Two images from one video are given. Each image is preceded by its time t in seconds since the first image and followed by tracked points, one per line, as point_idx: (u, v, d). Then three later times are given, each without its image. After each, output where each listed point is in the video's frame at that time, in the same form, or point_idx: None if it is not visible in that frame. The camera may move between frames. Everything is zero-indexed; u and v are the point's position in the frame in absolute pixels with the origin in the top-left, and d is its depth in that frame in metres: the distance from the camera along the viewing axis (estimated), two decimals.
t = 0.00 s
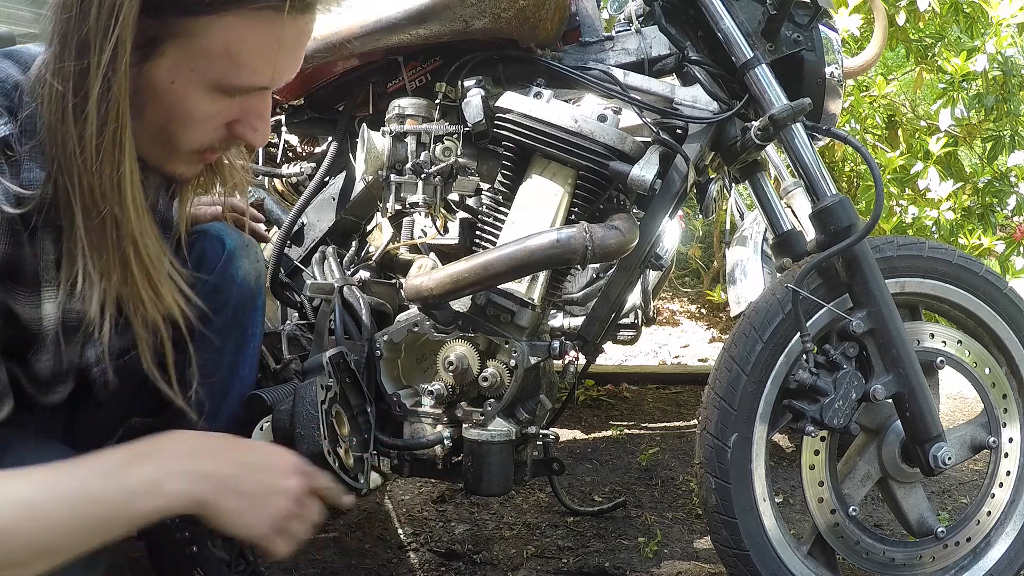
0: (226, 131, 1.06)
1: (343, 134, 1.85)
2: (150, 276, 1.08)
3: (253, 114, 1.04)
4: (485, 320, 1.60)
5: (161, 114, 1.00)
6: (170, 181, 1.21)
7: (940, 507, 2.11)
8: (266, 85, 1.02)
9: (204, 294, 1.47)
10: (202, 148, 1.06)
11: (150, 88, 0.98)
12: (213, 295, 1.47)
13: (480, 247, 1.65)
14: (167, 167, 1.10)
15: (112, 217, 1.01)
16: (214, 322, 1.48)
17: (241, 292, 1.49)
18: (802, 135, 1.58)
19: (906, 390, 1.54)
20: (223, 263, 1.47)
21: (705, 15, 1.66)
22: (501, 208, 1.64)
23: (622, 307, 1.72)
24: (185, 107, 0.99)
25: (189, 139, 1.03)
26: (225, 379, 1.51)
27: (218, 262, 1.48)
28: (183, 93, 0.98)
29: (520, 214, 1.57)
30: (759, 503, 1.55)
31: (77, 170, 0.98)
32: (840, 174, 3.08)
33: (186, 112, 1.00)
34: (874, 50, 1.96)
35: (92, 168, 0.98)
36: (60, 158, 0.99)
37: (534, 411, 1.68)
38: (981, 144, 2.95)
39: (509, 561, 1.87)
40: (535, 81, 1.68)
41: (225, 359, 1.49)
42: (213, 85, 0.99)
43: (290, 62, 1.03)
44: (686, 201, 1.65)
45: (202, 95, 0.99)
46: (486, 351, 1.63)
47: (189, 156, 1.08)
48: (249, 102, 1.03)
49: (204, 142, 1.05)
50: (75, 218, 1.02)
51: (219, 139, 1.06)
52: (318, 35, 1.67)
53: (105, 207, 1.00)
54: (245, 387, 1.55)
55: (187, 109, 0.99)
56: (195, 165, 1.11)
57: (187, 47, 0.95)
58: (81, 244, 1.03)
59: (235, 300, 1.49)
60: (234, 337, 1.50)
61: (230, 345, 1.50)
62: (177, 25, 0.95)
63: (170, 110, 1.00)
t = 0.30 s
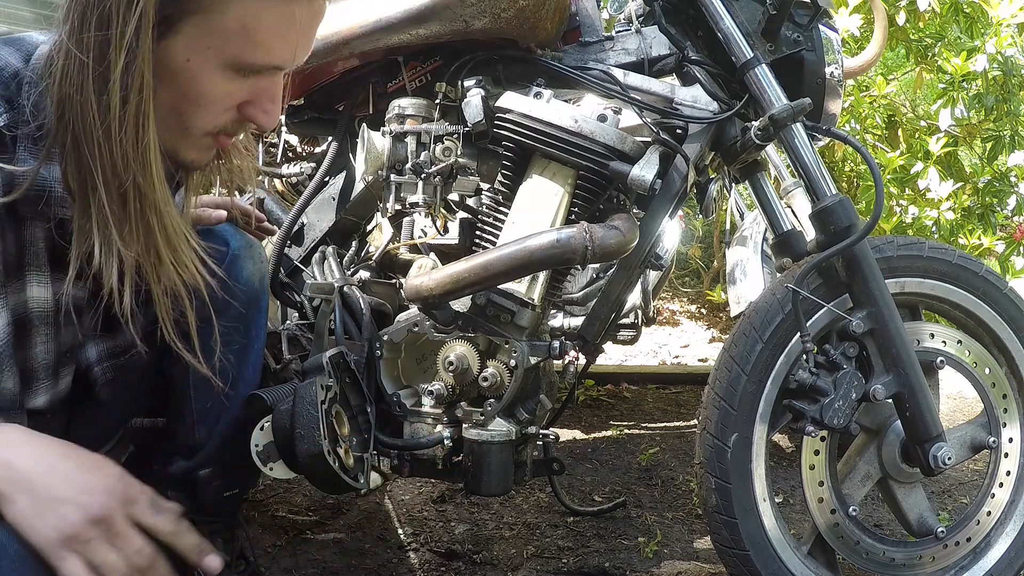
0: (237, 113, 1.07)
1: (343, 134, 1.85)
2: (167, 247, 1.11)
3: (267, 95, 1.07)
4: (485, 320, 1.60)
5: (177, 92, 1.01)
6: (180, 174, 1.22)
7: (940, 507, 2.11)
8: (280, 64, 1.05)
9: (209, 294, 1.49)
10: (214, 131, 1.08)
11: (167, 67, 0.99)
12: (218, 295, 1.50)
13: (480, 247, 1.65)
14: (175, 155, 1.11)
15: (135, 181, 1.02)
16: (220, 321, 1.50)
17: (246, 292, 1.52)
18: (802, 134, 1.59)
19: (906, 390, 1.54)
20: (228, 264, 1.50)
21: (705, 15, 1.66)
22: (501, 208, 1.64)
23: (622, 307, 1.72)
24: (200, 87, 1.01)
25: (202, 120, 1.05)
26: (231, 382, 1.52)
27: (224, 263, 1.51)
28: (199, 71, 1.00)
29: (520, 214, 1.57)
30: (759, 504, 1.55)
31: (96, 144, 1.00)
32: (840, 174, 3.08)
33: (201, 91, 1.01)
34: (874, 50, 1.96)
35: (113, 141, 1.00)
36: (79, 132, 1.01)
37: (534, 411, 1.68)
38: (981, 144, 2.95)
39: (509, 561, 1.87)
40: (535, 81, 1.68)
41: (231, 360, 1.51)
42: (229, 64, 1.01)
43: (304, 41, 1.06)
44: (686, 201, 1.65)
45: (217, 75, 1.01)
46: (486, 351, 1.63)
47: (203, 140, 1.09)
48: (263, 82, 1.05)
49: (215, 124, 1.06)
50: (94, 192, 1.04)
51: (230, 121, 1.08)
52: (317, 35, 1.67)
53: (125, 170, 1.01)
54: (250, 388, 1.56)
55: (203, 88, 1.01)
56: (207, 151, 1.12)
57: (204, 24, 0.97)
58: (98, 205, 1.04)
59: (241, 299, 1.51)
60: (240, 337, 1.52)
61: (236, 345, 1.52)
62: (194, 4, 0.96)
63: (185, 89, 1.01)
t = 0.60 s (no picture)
0: (228, 77, 1.01)
1: (343, 134, 1.86)
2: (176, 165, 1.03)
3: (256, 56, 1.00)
4: (485, 320, 1.60)
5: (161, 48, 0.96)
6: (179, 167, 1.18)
7: (940, 507, 2.11)
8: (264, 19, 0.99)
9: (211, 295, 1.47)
10: (203, 95, 1.01)
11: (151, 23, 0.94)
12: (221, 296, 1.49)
13: (480, 247, 1.65)
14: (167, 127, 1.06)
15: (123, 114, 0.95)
16: (222, 321, 1.49)
17: (249, 292, 1.53)
18: (802, 134, 1.59)
19: (906, 390, 1.54)
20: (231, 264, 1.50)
21: (705, 15, 1.66)
22: (501, 208, 1.64)
23: (622, 307, 1.72)
24: (183, 34, 0.95)
25: (185, 78, 0.98)
26: (232, 384, 1.52)
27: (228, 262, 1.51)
28: (181, 20, 0.94)
29: (520, 214, 1.57)
30: (759, 503, 1.55)
31: (89, 74, 0.94)
32: (840, 174, 3.08)
33: (184, 42, 0.95)
34: (874, 50, 1.96)
35: (99, 78, 0.94)
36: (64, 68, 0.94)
37: (534, 411, 1.68)
38: (981, 144, 2.95)
39: (509, 561, 1.87)
40: (535, 81, 1.68)
41: (233, 362, 1.51)
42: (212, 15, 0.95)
43: None
44: (686, 201, 1.65)
45: (199, 25, 0.95)
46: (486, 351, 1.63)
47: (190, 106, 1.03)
48: (249, 40, 0.99)
49: (203, 86, 1.00)
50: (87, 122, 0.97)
51: (221, 86, 1.01)
52: (317, 36, 1.68)
53: (112, 103, 0.95)
54: (251, 388, 1.56)
55: (184, 39, 0.95)
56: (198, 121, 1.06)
57: None
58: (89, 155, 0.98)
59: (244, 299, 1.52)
60: (242, 338, 1.53)
61: (239, 346, 1.52)
62: None
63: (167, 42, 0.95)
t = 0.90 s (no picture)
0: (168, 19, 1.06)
1: (343, 134, 1.86)
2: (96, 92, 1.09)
3: None
4: (485, 320, 1.60)
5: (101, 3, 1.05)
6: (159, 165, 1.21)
7: (940, 507, 2.11)
8: None
9: (212, 296, 1.50)
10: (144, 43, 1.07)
11: None
12: (221, 296, 1.51)
13: (480, 247, 1.65)
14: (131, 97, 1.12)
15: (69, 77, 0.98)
16: (224, 322, 1.51)
17: (250, 292, 1.53)
18: (802, 134, 1.59)
19: (906, 390, 1.54)
20: (232, 265, 1.52)
21: (705, 15, 1.66)
22: (501, 208, 1.64)
23: (622, 307, 1.71)
24: None
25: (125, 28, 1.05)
26: (235, 384, 1.53)
27: (229, 263, 1.52)
28: None
29: (520, 214, 1.57)
30: (759, 503, 1.55)
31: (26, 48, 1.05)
32: (840, 174, 3.08)
33: None
34: (874, 50, 1.96)
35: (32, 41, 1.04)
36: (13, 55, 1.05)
37: (534, 411, 1.68)
38: (980, 144, 2.95)
39: (509, 561, 1.87)
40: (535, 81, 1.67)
41: (234, 362, 1.53)
42: None
43: None
44: (686, 201, 1.65)
45: None
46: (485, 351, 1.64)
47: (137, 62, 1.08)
48: None
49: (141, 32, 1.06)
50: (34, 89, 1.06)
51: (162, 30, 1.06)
52: (319, 36, 1.68)
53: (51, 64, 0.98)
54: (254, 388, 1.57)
55: None
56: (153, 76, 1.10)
57: None
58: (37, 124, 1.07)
59: (245, 299, 1.53)
60: (243, 338, 1.54)
61: (240, 346, 1.53)
62: None
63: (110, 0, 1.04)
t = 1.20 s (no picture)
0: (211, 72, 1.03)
1: (343, 134, 1.85)
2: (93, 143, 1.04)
3: (242, 49, 1.02)
4: (485, 320, 1.60)
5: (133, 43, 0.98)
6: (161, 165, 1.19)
7: (940, 507, 2.11)
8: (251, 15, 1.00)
9: (210, 296, 1.49)
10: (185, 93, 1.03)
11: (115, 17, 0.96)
12: (219, 296, 1.49)
13: (480, 247, 1.65)
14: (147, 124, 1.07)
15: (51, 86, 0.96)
16: (222, 322, 1.50)
17: (248, 292, 1.52)
18: (802, 134, 1.58)
19: (906, 390, 1.54)
20: (230, 264, 1.50)
21: (705, 15, 1.66)
22: (501, 208, 1.64)
23: (622, 307, 1.71)
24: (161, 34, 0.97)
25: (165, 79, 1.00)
26: (234, 384, 1.53)
27: (226, 261, 1.50)
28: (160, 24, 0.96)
29: (520, 214, 1.57)
30: (759, 503, 1.55)
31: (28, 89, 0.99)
32: (840, 174, 3.08)
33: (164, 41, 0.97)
34: (874, 50, 1.96)
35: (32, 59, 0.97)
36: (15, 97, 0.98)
37: (534, 411, 1.68)
38: (980, 144, 2.95)
39: (509, 561, 1.87)
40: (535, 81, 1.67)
41: (232, 363, 1.52)
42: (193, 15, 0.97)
43: None
44: (686, 201, 1.65)
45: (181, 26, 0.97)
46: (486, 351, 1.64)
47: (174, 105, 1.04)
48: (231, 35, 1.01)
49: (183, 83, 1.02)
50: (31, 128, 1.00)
51: (204, 83, 1.03)
52: (319, 36, 1.68)
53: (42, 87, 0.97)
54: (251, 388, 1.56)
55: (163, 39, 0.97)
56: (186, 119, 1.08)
57: None
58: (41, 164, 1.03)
59: (243, 299, 1.51)
60: (241, 337, 1.53)
61: (238, 346, 1.52)
62: None
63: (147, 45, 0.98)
